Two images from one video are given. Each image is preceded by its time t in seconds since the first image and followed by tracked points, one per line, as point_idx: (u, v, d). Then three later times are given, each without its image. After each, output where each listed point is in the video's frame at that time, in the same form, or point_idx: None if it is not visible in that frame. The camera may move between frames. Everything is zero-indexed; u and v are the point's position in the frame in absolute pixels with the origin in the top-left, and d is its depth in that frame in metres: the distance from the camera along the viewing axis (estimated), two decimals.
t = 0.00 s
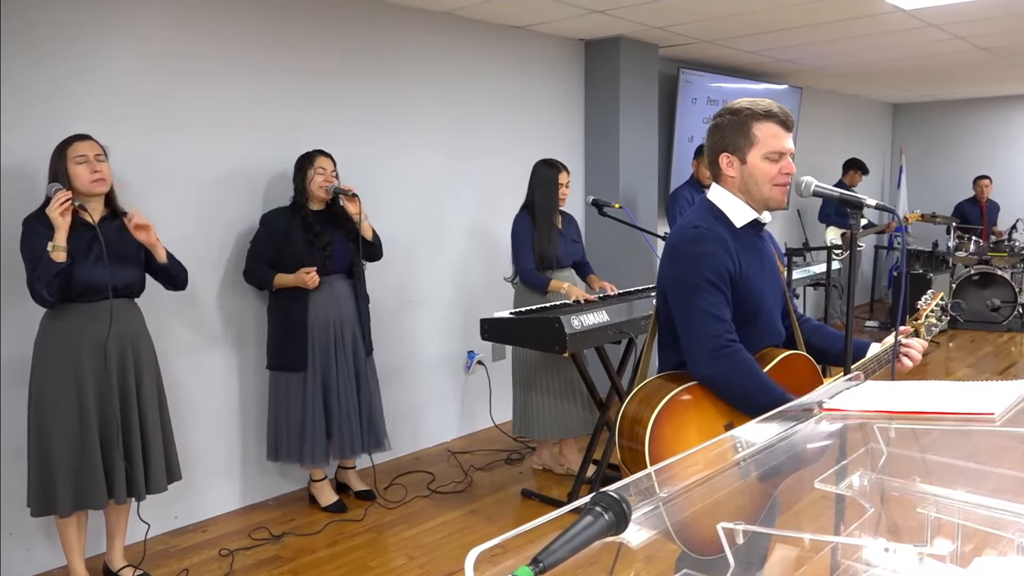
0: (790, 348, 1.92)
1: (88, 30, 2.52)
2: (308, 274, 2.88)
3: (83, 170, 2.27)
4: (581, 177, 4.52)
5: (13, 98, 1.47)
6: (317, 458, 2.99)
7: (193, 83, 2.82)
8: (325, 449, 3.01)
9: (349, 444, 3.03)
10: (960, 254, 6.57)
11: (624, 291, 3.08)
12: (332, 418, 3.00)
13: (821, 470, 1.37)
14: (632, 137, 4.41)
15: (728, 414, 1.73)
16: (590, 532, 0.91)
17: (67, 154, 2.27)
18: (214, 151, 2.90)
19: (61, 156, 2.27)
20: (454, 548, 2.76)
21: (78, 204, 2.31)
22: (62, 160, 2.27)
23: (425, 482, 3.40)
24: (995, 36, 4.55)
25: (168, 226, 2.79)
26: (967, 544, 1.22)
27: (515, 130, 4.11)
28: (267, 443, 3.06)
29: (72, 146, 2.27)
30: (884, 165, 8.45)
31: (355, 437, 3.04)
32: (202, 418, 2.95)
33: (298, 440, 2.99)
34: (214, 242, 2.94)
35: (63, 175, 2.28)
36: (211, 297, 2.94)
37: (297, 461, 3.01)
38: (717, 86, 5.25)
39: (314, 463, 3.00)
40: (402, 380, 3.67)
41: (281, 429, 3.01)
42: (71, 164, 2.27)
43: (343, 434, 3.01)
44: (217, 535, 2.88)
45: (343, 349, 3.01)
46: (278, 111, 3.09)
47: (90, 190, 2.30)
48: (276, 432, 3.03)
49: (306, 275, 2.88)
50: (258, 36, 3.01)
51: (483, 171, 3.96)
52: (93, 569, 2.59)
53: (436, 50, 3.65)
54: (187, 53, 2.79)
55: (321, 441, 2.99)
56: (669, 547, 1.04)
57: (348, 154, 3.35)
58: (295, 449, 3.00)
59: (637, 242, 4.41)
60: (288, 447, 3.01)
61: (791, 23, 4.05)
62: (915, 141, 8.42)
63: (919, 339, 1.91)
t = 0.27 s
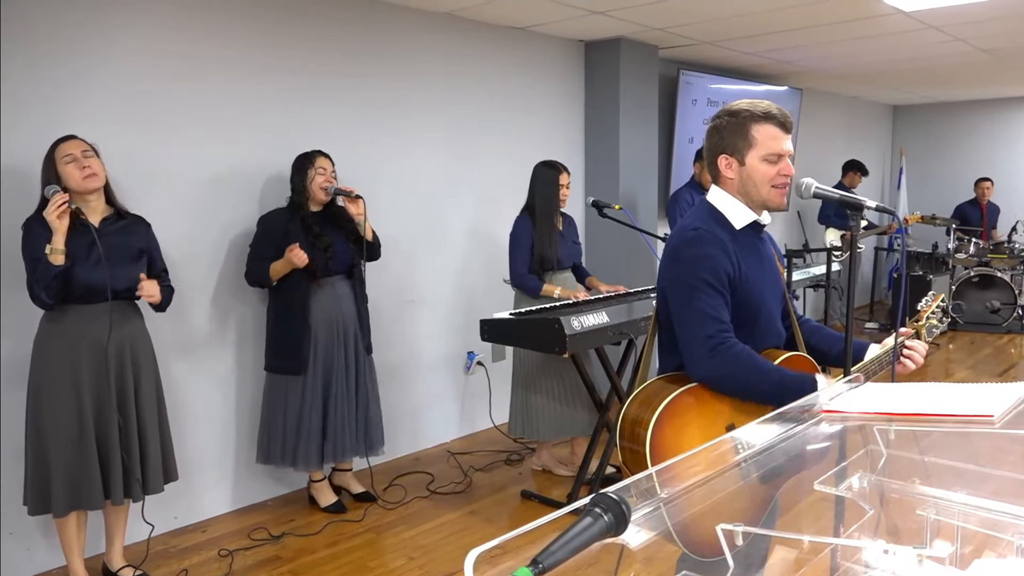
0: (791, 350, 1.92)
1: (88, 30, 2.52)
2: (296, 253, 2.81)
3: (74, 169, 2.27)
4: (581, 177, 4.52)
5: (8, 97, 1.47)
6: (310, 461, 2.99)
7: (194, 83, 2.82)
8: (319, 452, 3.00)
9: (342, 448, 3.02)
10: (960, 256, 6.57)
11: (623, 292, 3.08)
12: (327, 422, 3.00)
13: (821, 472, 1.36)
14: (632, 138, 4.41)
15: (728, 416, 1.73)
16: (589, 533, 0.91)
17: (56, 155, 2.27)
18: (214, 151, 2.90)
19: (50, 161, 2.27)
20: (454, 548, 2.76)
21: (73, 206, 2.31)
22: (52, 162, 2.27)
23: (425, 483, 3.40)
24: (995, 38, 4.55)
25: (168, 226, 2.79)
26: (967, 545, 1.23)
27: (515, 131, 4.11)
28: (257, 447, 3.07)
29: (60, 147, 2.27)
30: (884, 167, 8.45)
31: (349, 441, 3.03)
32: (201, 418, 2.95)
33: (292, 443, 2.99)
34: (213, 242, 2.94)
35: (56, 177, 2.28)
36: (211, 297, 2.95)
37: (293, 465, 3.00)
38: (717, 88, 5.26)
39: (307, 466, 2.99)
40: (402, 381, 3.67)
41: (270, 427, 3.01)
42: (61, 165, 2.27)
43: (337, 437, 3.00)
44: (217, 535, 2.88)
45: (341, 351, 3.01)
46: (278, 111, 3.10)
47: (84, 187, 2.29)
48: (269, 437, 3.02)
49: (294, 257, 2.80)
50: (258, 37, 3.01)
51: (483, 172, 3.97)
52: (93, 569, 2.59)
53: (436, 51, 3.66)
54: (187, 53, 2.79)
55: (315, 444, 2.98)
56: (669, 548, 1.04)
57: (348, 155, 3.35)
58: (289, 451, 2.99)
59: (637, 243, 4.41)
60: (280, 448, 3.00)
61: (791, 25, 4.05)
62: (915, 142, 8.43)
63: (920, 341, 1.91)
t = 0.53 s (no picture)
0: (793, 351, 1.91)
1: (89, 32, 2.52)
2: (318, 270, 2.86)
3: (75, 169, 2.27)
4: (581, 179, 4.52)
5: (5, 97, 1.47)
6: (322, 463, 2.99)
7: (194, 85, 2.83)
8: (332, 451, 3.00)
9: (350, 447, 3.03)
10: (960, 258, 6.57)
11: (624, 294, 3.08)
12: (338, 421, 3.00)
13: (821, 474, 1.35)
14: (633, 139, 4.41)
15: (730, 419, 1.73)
16: (590, 535, 0.91)
17: (59, 154, 2.28)
18: (215, 153, 2.91)
19: (53, 159, 2.28)
20: (454, 550, 2.76)
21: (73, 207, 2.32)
22: (54, 162, 2.28)
23: (425, 484, 3.39)
24: (995, 40, 4.55)
25: (168, 227, 2.79)
26: (968, 548, 1.23)
27: (516, 132, 4.11)
28: (257, 449, 3.06)
29: (64, 147, 2.28)
30: (885, 169, 8.45)
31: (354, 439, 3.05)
32: (200, 420, 2.95)
33: (304, 444, 2.97)
34: (214, 244, 2.94)
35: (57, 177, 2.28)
36: (212, 299, 2.95)
37: (305, 467, 2.99)
38: (718, 90, 5.26)
39: (320, 467, 2.99)
40: (403, 383, 3.67)
41: (273, 429, 3.01)
42: (63, 164, 2.27)
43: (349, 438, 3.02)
44: (217, 537, 2.88)
45: (347, 351, 3.01)
46: (279, 113, 3.10)
47: (85, 187, 2.29)
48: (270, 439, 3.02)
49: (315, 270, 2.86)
50: (259, 38, 3.01)
51: (483, 174, 3.97)
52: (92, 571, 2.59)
53: (437, 52, 3.66)
54: (187, 55, 2.79)
55: (328, 446, 2.98)
56: (670, 550, 1.04)
57: (348, 156, 3.35)
58: (296, 452, 2.98)
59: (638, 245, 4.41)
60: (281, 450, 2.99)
61: (792, 27, 4.05)
62: (916, 144, 8.43)
63: (919, 343, 1.91)
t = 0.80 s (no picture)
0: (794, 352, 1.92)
1: (89, 34, 2.52)
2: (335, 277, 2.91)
3: (75, 169, 2.27)
4: (582, 180, 4.53)
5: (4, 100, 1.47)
6: (337, 460, 3.01)
7: (194, 86, 2.83)
8: (349, 448, 3.04)
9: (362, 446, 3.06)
10: (962, 260, 6.60)
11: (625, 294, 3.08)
12: (354, 418, 3.04)
13: (821, 474, 1.35)
14: (633, 140, 4.42)
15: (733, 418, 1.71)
16: (591, 535, 0.91)
17: (60, 155, 2.28)
18: (214, 154, 2.91)
19: (54, 160, 2.28)
20: (454, 551, 2.76)
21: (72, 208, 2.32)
22: (54, 162, 2.28)
23: (426, 485, 3.39)
24: (996, 41, 4.56)
25: (169, 229, 2.80)
26: (968, 548, 1.23)
27: (516, 133, 4.12)
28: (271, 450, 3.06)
29: (65, 147, 2.28)
30: (885, 169, 8.45)
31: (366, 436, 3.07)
32: (201, 422, 2.95)
33: (321, 443, 2.99)
34: (214, 245, 2.94)
35: (56, 177, 2.28)
36: (212, 300, 2.95)
37: (324, 464, 3.01)
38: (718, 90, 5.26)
39: (339, 463, 3.02)
40: (403, 384, 3.67)
41: (284, 431, 3.00)
42: (63, 165, 2.27)
43: (365, 433, 3.06)
44: (217, 538, 2.88)
45: (359, 351, 3.05)
46: (279, 114, 3.10)
47: (84, 188, 2.29)
48: (281, 440, 3.02)
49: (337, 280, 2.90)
50: (259, 40, 3.01)
51: (484, 174, 3.97)
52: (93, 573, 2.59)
53: (437, 54, 3.66)
54: (187, 57, 2.80)
55: (343, 444, 3.01)
56: (670, 551, 1.04)
57: (349, 158, 3.35)
58: (311, 449, 2.98)
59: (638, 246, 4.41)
60: (294, 450, 2.99)
61: (792, 28, 4.05)
62: (916, 145, 8.43)
63: (921, 343, 1.92)
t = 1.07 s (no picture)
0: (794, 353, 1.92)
1: (88, 35, 2.53)
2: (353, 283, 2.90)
3: (74, 170, 2.28)
4: (582, 181, 4.53)
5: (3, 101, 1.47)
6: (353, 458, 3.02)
7: (194, 87, 2.83)
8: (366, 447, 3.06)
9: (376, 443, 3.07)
10: (962, 259, 6.57)
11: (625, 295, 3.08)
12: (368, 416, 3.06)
13: (822, 475, 1.35)
14: (633, 141, 4.42)
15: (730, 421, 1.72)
16: (591, 536, 0.91)
17: (59, 155, 2.28)
18: (214, 156, 2.91)
19: (53, 160, 2.28)
20: (455, 552, 2.76)
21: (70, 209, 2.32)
22: (54, 162, 2.28)
23: (427, 486, 3.40)
24: (996, 41, 4.56)
25: (169, 230, 2.80)
26: (968, 549, 1.24)
27: (516, 134, 4.12)
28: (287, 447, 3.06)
29: (65, 148, 2.28)
30: (886, 169, 8.45)
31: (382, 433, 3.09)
32: (202, 423, 2.95)
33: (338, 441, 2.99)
34: (215, 246, 2.94)
35: (55, 179, 2.29)
36: (214, 302, 2.95)
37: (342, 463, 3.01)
38: (718, 91, 5.26)
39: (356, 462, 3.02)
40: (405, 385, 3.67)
41: (297, 429, 3.01)
42: (62, 165, 2.28)
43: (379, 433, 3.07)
44: (219, 539, 2.88)
45: (374, 349, 3.07)
46: (278, 116, 3.10)
47: (82, 190, 2.30)
48: (296, 438, 3.02)
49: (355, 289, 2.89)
50: (259, 40, 3.02)
51: (484, 175, 3.97)
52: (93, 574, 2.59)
53: (437, 54, 3.66)
54: (188, 59, 2.80)
55: (359, 443, 3.02)
56: (670, 552, 1.04)
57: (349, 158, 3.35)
58: (329, 446, 2.99)
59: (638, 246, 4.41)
60: (310, 447, 2.99)
61: (792, 28, 4.06)
62: (916, 145, 8.43)
63: (920, 343, 1.92)
